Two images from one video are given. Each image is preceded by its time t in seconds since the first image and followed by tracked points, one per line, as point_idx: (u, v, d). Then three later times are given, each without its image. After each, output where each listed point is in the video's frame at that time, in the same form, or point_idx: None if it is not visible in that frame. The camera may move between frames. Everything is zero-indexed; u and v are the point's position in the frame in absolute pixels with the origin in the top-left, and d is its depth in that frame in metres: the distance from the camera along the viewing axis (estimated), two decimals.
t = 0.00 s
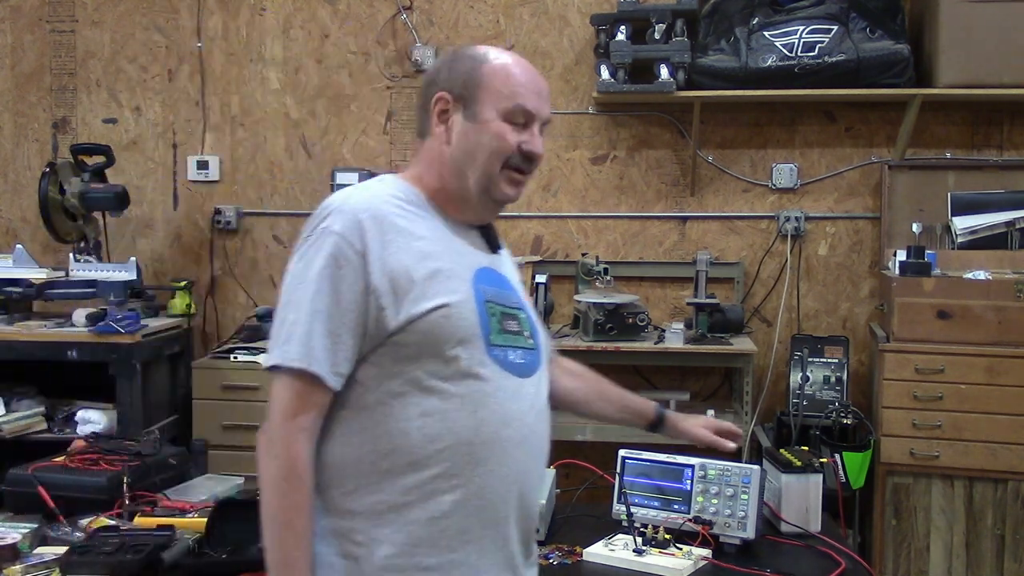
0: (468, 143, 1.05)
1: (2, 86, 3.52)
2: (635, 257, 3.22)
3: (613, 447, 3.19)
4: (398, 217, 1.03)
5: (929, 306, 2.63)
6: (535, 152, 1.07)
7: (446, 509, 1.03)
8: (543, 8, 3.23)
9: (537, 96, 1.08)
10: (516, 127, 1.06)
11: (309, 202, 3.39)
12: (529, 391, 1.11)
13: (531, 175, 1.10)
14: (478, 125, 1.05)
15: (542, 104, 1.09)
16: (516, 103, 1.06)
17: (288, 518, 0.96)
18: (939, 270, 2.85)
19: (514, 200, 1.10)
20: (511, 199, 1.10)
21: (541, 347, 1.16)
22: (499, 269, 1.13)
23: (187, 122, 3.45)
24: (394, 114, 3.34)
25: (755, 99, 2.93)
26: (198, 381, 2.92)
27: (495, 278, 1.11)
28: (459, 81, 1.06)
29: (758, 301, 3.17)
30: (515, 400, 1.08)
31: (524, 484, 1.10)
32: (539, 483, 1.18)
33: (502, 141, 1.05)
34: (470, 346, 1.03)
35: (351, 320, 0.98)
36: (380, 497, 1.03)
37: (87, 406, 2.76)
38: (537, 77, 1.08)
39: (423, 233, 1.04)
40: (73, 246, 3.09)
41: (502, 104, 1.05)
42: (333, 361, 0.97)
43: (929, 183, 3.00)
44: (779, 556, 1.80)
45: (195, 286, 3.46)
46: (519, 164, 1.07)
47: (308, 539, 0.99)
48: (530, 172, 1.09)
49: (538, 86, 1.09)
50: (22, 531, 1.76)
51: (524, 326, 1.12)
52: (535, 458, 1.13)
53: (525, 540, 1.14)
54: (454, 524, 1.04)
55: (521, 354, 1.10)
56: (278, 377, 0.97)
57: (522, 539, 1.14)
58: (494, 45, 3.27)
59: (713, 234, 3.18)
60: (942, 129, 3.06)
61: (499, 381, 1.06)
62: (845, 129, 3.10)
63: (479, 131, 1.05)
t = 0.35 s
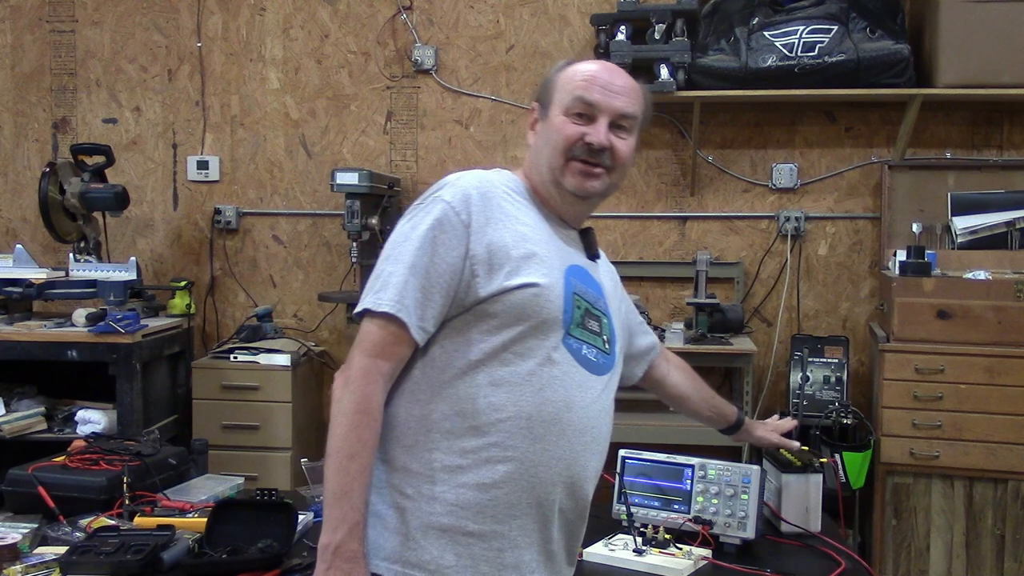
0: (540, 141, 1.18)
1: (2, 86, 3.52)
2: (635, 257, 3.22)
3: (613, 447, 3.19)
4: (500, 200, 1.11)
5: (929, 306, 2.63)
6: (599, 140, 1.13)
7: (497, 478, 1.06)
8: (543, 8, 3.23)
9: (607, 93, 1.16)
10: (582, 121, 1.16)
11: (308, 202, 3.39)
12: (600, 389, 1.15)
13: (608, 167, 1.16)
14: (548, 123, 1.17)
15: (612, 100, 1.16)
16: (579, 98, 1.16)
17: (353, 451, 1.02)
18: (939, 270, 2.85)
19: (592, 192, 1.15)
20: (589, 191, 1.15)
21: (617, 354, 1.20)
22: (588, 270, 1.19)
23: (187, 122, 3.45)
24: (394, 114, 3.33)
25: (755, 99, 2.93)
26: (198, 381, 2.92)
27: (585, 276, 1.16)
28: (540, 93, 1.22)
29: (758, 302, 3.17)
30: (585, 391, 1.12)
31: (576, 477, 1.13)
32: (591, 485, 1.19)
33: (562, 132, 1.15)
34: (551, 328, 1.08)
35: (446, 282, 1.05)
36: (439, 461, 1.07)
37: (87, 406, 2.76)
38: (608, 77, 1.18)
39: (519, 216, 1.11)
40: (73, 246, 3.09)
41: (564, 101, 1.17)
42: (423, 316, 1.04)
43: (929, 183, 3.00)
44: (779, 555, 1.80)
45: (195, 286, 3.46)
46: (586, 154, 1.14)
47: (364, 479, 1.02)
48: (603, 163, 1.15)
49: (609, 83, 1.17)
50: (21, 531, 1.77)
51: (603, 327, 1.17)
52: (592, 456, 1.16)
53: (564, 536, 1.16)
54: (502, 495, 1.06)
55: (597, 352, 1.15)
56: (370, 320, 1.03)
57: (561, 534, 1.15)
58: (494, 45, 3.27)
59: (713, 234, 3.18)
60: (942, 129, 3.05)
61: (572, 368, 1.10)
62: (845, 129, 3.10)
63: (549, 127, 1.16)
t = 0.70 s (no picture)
0: (587, 150, 1.24)
1: (3, 86, 3.52)
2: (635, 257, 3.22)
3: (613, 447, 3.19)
4: (545, 198, 1.15)
5: (929, 306, 2.63)
6: (645, 150, 1.19)
7: (521, 468, 1.10)
8: (543, 8, 3.23)
9: (653, 106, 1.23)
10: (628, 131, 1.21)
11: (308, 201, 3.39)
12: (628, 392, 1.19)
13: (654, 176, 1.21)
14: (596, 133, 1.23)
15: (658, 112, 1.22)
16: (626, 109, 1.22)
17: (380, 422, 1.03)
18: (939, 270, 2.85)
19: (638, 200, 1.20)
20: (635, 199, 1.20)
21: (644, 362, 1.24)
22: (625, 277, 1.23)
23: (187, 122, 3.45)
24: (394, 114, 3.34)
25: (755, 98, 2.93)
26: (198, 381, 2.92)
27: (621, 280, 1.21)
28: (588, 105, 1.28)
29: (758, 301, 3.17)
30: (613, 392, 1.15)
31: (598, 476, 1.16)
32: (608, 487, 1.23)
33: (610, 141, 1.20)
34: (587, 327, 1.12)
35: (491, 272, 1.10)
36: (466, 447, 1.10)
37: (87, 406, 2.76)
38: (653, 90, 1.24)
39: (561, 215, 1.15)
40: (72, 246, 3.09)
41: (611, 113, 1.23)
42: (464, 304, 1.08)
43: (929, 183, 3.00)
44: (780, 555, 1.80)
45: (195, 286, 3.46)
46: (633, 162, 1.19)
47: (387, 451, 1.04)
48: (649, 172, 1.20)
49: (655, 97, 1.23)
50: (21, 531, 1.76)
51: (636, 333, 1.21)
52: (614, 458, 1.19)
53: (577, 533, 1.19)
54: (524, 485, 1.10)
55: (627, 356, 1.19)
56: (413, 300, 1.07)
57: (575, 533, 1.18)
58: (494, 45, 3.27)
59: (713, 234, 3.18)
60: (941, 129, 3.05)
61: (604, 368, 1.14)
62: (845, 129, 3.10)
63: (596, 137, 1.22)
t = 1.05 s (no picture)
0: (589, 148, 1.24)
1: (2, 86, 3.52)
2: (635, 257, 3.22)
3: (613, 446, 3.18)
4: (547, 198, 1.15)
5: (929, 306, 2.63)
6: (648, 146, 1.19)
7: (528, 468, 1.09)
8: (543, 8, 3.23)
9: (653, 102, 1.23)
10: (629, 128, 1.22)
11: (308, 201, 3.39)
12: (633, 389, 1.19)
13: (656, 172, 1.21)
14: (597, 132, 1.23)
15: (659, 109, 1.23)
16: (627, 107, 1.22)
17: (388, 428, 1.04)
18: (939, 270, 2.85)
19: (640, 197, 1.20)
20: (638, 195, 1.21)
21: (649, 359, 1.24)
22: (628, 274, 1.23)
23: (186, 122, 3.45)
24: (394, 114, 3.34)
25: (755, 99, 2.94)
26: (198, 381, 2.92)
27: (624, 278, 1.20)
28: (588, 104, 1.28)
29: (758, 301, 3.17)
30: (619, 390, 1.15)
31: (606, 474, 1.16)
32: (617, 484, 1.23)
33: (612, 138, 1.20)
34: (592, 325, 1.12)
35: (493, 273, 1.10)
36: (473, 448, 1.10)
37: (87, 406, 2.76)
38: (654, 87, 1.24)
39: (562, 215, 1.15)
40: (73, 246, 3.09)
41: (612, 111, 1.23)
42: (467, 306, 1.08)
43: (929, 183, 3.00)
44: (780, 555, 1.80)
45: (195, 286, 3.46)
46: (634, 160, 1.20)
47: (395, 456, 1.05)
48: (652, 168, 1.20)
49: (656, 94, 1.23)
50: (21, 531, 1.77)
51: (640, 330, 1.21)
52: (622, 455, 1.19)
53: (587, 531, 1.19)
54: (532, 485, 1.10)
55: (632, 353, 1.19)
56: (417, 305, 1.07)
57: (584, 531, 1.18)
58: (494, 45, 3.27)
59: (713, 234, 3.18)
60: (941, 129, 3.06)
61: (609, 366, 1.14)
62: (844, 129, 3.10)
63: (597, 136, 1.22)
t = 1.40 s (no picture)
0: (563, 139, 1.21)
1: (3, 86, 3.53)
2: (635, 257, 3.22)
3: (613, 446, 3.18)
4: (521, 202, 1.14)
5: (929, 306, 2.63)
6: (621, 132, 1.16)
7: (511, 476, 1.09)
8: (543, 8, 3.23)
9: (623, 85, 1.19)
10: (601, 115, 1.19)
11: (308, 201, 3.39)
12: (619, 389, 1.18)
13: (634, 156, 1.18)
14: (568, 123, 1.20)
15: (630, 91, 1.19)
16: (598, 93, 1.19)
17: (362, 446, 1.05)
18: (939, 270, 2.85)
19: (619, 183, 1.18)
20: (619, 182, 1.18)
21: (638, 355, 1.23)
22: (614, 272, 1.21)
23: (186, 122, 3.45)
24: (394, 114, 3.34)
25: (755, 99, 2.93)
26: (198, 381, 2.92)
27: (607, 277, 1.19)
28: (559, 93, 1.26)
29: (758, 301, 3.17)
30: (604, 392, 1.15)
31: (592, 477, 1.16)
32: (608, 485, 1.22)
33: (584, 128, 1.18)
34: (570, 329, 1.11)
35: (466, 281, 1.09)
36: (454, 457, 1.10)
37: (87, 406, 2.76)
38: (622, 70, 1.20)
39: (539, 218, 1.14)
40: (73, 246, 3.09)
41: (581, 99, 1.20)
42: (440, 318, 1.08)
43: (929, 183, 3.00)
44: (780, 555, 1.80)
45: (195, 286, 3.46)
46: (610, 146, 1.17)
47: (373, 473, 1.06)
48: (628, 153, 1.18)
49: (625, 76, 1.20)
50: (21, 531, 1.77)
51: (625, 328, 1.19)
52: (610, 456, 1.18)
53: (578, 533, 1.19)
54: (515, 493, 1.10)
55: (616, 352, 1.18)
56: (390, 320, 1.07)
57: (575, 534, 1.18)
58: (494, 45, 3.26)
59: (713, 234, 3.18)
60: (941, 129, 3.05)
61: (591, 368, 1.13)
62: (844, 129, 3.10)
63: (569, 127, 1.20)
